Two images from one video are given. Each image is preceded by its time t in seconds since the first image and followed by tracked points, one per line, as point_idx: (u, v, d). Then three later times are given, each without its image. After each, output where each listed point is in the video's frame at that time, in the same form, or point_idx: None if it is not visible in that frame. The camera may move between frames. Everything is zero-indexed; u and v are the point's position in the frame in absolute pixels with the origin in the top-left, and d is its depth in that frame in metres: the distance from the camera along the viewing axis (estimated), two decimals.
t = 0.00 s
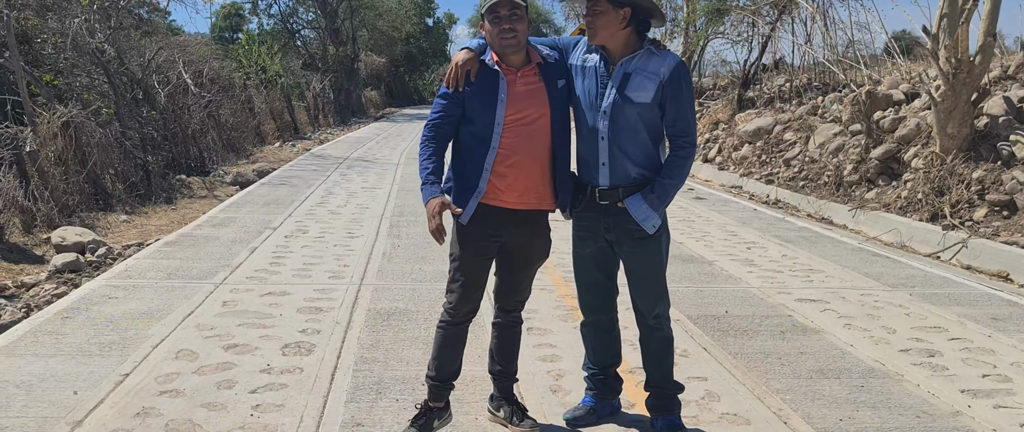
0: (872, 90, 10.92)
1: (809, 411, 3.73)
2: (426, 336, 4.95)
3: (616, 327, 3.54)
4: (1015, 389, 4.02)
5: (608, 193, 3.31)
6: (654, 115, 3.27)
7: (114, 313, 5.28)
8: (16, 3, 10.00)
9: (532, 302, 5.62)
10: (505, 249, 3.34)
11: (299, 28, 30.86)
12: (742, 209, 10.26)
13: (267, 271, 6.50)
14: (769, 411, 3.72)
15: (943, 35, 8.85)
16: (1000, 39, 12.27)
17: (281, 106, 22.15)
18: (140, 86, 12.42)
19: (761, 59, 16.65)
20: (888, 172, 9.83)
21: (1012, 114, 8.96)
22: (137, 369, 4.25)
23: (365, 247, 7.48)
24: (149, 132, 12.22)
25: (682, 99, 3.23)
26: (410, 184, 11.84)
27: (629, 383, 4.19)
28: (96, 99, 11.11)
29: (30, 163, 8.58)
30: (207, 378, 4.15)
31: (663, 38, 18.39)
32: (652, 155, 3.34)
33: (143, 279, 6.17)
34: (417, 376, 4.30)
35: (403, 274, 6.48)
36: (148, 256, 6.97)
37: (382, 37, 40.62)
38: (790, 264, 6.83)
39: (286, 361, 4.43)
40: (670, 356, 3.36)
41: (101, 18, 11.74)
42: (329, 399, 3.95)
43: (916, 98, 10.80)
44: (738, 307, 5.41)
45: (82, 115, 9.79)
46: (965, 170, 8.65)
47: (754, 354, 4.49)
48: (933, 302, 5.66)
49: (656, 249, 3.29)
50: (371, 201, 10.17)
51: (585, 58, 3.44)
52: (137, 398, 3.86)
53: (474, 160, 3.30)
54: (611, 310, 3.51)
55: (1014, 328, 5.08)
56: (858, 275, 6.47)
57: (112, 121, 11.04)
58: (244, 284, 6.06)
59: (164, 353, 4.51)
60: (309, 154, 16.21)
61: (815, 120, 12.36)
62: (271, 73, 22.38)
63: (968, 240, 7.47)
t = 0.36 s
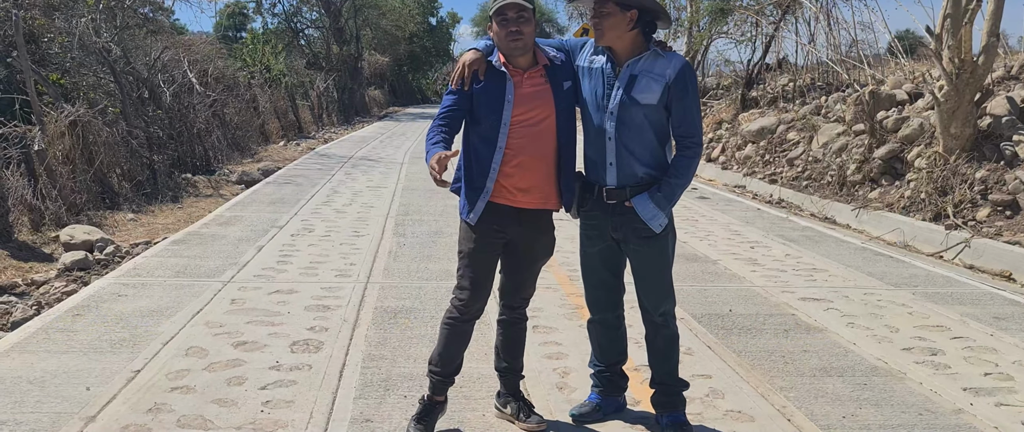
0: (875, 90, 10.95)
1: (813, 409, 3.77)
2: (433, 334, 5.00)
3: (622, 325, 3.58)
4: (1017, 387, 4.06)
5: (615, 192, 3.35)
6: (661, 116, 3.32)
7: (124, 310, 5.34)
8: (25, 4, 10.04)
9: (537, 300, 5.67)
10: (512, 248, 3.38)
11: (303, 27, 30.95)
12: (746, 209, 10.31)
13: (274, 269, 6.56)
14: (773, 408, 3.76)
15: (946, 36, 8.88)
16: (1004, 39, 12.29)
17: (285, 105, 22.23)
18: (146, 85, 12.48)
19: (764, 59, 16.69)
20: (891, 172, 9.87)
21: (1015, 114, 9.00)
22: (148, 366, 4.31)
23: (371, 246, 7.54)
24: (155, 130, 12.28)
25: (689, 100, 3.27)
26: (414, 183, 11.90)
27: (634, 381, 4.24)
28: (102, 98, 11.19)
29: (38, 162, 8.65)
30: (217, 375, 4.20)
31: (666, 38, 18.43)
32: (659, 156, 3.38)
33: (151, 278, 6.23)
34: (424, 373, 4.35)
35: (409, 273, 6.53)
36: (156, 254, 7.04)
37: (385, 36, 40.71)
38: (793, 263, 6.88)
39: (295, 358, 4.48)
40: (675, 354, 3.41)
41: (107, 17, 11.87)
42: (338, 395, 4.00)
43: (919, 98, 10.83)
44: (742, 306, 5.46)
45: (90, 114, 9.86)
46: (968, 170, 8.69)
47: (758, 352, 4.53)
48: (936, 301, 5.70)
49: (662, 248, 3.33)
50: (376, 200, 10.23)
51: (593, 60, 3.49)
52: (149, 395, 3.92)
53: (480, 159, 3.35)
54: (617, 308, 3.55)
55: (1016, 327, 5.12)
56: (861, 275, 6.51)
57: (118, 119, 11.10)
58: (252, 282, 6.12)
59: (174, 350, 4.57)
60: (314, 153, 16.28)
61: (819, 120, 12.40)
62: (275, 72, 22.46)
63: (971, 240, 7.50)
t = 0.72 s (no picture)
0: (875, 90, 10.99)
1: (813, 407, 3.81)
2: (436, 332, 5.03)
3: (624, 323, 3.61)
4: (1016, 385, 4.09)
5: (618, 191, 3.38)
6: (663, 116, 3.35)
7: (128, 309, 5.38)
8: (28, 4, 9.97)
9: (539, 299, 5.71)
10: (516, 247, 3.41)
11: (303, 27, 31.02)
12: (746, 208, 10.34)
13: (277, 268, 6.60)
14: (774, 406, 3.80)
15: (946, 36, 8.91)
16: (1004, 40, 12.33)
17: (286, 105, 22.27)
18: (147, 85, 12.49)
19: (765, 59, 16.73)
20: (891, 172, 9.90)
21: (1014, 114, 9.03)
22: (154, 364, 4.34)
23: (374, 245, 7.57)
24: (157, 130, 12.30)
25: (691, 101, 3.30)
26: (415, 183, 11.94)
27: (635, 379, 4.28)
28: (104, 98, 11.21)
29: (42, 161, 8.68)
30: (222, 373, 4.24)
31: (666, 38, 18.47)
32: (661, 156, 3.42)
33: (155, 276, 6.27)
34: (427, 371, 4.39)
35: (411, 272, 6.57)
36: (160, 254, 7.07)
37: (386, 36, 40.75)
38: (794, 262, 6.91)
39: (299, 356, 4.52)
40: (677, 352, 3.44)
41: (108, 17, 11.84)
42: (342, 393, 4.04)
43: (919, 98, 10.86)
44: (742, 305, 5.49)
45: (92, 114, 9.89)
46: (967, 170, 8.72)
47: (758, 351, 4.56)
48: (935, 301, 5.74)
49: (664, 247, 3.37)
50: (377, 199, 10.26)
51: (595, 61, 3.52)
52: (155, 392, 3.95)
53: (485, 160, 3.38)
54: (620, 307, 3.58)
55: (1015, 326, 5.15)
56: (861, 274, 6.54)
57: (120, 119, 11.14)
58: (255, 282, 6.15)
59: (180, 348, 4.60)
60: (315, 153, 16.32)
61: (819, 121, 12.43)
62: (276, 72, 22.51)
63: (970, 239, 7.54)
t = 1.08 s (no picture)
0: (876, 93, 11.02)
1: (813, 408, 3.83)
2: (438, 334, 5.07)
3: (625, 325, 3.64)
4: (1015, 387, 4.11)
5: (619, 194, 3.41)
6: (664, 119, 3.38)
7: (132, 310, 5.41)
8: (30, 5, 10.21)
9: (541, 301, 5.74)
10: (518, 249, 3.44)
11: (306, 29, 31.10)
12: (747, 211, 10.37)
13: (280, 270, 6.64)
14: (774, 408, 3.82)
15: (948, 39, 8.94)
16: (1005, 43, 12.36)
17: (288, 107, 22.32)
18: (151, 88, 12.53)
19: (766, 61, 16.76)
20: (892, 174, 9.91)
21: (1015, 117, 9.06)
22: (159, 365, 4.38)
23: (376, 247, 7.61)
24: (160, 132, 12.34)
25: (691, 104, 3.33)
26: (418, 185, 11.98)
27: (637, 380, 4.31)
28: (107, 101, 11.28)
29: (46, 163, 8.72)
30: (226, 374, 4.27)
31: (668, 41, 18.51)
32: (662, 158, 3.45)
33: (159, 278, 6.31)
34: (430, 372, 4.42)
35: (414, 274, 6.60)
36: (164, 255, 7.11)
37: (388, 39, 40.81)
38: (795, 265, 6.94)
39: (303, 357, 4.55)
40: (678, 353, 3.47)
41: (112, 20, 11.89)
42: (346, 393, 4.07)
43: (920, 101, 10.89)
44: (743, 307, 5.52)
45: (96, 116, 9.93)
46: (968, 173, 8.74)
47: (759, 352, 4.59)
48: (936, 303, 5.76)
49: (665, 249, 3.40)
50: (379, 202, 10.30)
51: (595, 64, 3.55)
52: (160, 393, 3.99)
53: (487, 164, 3.41)
54: (621, 308, 3.61)
55: (1015, 328, 5.17)
56: (862, 277, 6.57)
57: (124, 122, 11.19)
58: (258, 283, 6.19)
59: (184, 349, 4.64)
60: (317, 155, 16.35)
61: (820, 123, 12.45)
62: (278, 74, 22.56)
63: (971, 242, 7.56)
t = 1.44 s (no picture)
0: (877, 96, 11.04)
1: (814, 409, 3.85)
2: (441, 336, 5.09)
3: (626, 326, 3.66)
4: (1015, 389, 4.13)
5: (619, 197, 3.43)
6: (663, 121, 3.40)
7: (136, 312, 5.44)
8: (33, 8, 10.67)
9: (543, 303, 5.76)
10: (518, 251, 3.46)
11: (308, 32, 31.18)
12: (749, 214, 10.39)
13: (283, 272, 6.67)
14: (775, 409, 3.84)
15: (948, 42, 8.96)
16: (1006, 46, 12.38)
17: (291, 110, 22.37)
18: (154, 91, 12.57)
19: (768, 65, 16.79)
20: (893, 177, 9.92)
21: (1016, 120, 9.07)
22: (163, 366, 4.41)
23: (379, 249, 7.63)
24: (162, 135, 12.38)
25: (690, 106, 3.36)
26: (420, 187, 12.01)
27: (638, 381, 4.33)
28: (112, 104, 11.34)
29: (50, 165, 8.76)
30: (230, 375, 4.30)
31: (670, 44, 18.55)
32: (662, 161, 3.47)
33: (162, 280, 6.34)
34: (432, 373, 4.44)
35: (416, 276, 6.63)
36: (167, 257, 7.15)
37: (390, 42, 40.90)
38: (796, 267, 6.95)
39: (305, 359, 4.58)
40: (678, 354, 3.49)
41: (116, 22, 11.75)
42: (349, 394, 4.10)
43: (921, 104, 10.90)
44: (745, 310, 5.54)
45: (99, 119, 9.98)
46: (969, 176, 8.75)
47: (760, 354, 4.61)
48: (937, 305, 5.77)
49: (666, 251, 3.42)
50: (382, 204, 10.33)
51: (595, 67, 3.58)
52: (164, 393, 4.01)
53: (488, 167, 3.43)
54: (622, 310, 3.63)
55: (1015, 330, 5.18)
56: (864, 279, 6.58)
57: (127, 124, 11.22)
58: (261, 285, 6.22)
59: (188, 350, 4.67)
60: (319, 158, 16.39)
61: (822, 127, 12.47)
62: (281, 77, 22.62)
63: (972, 245, 7.58)
